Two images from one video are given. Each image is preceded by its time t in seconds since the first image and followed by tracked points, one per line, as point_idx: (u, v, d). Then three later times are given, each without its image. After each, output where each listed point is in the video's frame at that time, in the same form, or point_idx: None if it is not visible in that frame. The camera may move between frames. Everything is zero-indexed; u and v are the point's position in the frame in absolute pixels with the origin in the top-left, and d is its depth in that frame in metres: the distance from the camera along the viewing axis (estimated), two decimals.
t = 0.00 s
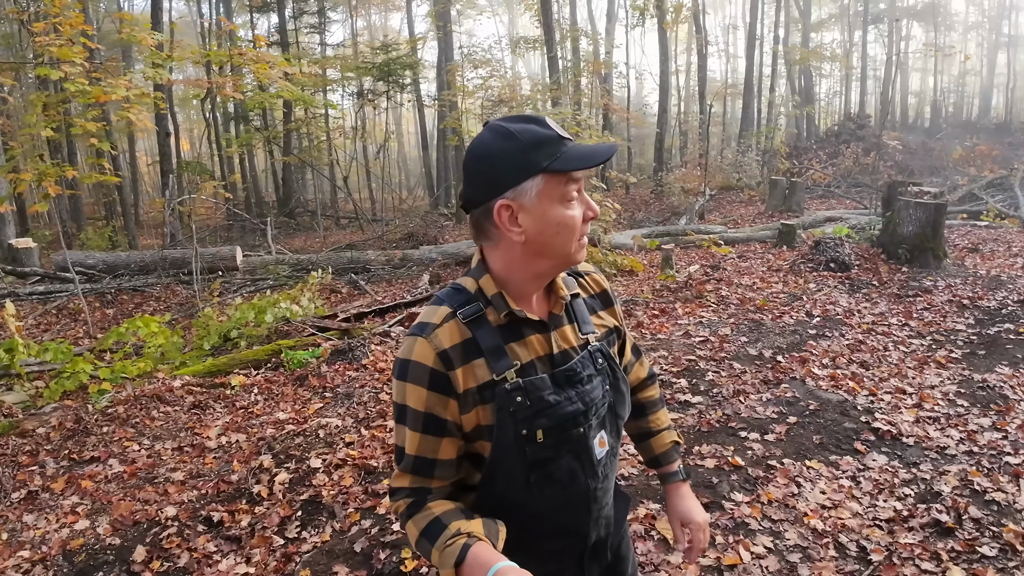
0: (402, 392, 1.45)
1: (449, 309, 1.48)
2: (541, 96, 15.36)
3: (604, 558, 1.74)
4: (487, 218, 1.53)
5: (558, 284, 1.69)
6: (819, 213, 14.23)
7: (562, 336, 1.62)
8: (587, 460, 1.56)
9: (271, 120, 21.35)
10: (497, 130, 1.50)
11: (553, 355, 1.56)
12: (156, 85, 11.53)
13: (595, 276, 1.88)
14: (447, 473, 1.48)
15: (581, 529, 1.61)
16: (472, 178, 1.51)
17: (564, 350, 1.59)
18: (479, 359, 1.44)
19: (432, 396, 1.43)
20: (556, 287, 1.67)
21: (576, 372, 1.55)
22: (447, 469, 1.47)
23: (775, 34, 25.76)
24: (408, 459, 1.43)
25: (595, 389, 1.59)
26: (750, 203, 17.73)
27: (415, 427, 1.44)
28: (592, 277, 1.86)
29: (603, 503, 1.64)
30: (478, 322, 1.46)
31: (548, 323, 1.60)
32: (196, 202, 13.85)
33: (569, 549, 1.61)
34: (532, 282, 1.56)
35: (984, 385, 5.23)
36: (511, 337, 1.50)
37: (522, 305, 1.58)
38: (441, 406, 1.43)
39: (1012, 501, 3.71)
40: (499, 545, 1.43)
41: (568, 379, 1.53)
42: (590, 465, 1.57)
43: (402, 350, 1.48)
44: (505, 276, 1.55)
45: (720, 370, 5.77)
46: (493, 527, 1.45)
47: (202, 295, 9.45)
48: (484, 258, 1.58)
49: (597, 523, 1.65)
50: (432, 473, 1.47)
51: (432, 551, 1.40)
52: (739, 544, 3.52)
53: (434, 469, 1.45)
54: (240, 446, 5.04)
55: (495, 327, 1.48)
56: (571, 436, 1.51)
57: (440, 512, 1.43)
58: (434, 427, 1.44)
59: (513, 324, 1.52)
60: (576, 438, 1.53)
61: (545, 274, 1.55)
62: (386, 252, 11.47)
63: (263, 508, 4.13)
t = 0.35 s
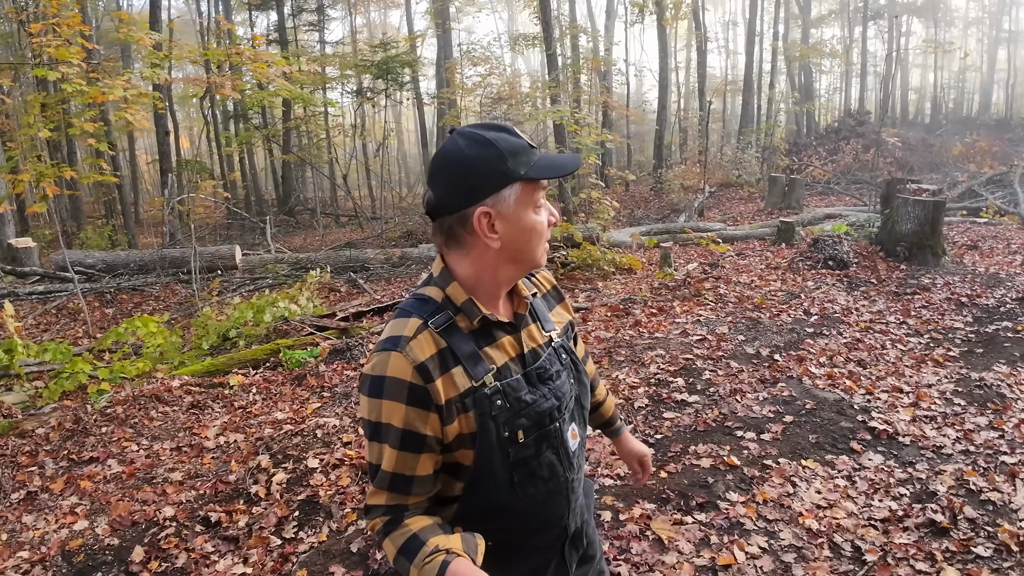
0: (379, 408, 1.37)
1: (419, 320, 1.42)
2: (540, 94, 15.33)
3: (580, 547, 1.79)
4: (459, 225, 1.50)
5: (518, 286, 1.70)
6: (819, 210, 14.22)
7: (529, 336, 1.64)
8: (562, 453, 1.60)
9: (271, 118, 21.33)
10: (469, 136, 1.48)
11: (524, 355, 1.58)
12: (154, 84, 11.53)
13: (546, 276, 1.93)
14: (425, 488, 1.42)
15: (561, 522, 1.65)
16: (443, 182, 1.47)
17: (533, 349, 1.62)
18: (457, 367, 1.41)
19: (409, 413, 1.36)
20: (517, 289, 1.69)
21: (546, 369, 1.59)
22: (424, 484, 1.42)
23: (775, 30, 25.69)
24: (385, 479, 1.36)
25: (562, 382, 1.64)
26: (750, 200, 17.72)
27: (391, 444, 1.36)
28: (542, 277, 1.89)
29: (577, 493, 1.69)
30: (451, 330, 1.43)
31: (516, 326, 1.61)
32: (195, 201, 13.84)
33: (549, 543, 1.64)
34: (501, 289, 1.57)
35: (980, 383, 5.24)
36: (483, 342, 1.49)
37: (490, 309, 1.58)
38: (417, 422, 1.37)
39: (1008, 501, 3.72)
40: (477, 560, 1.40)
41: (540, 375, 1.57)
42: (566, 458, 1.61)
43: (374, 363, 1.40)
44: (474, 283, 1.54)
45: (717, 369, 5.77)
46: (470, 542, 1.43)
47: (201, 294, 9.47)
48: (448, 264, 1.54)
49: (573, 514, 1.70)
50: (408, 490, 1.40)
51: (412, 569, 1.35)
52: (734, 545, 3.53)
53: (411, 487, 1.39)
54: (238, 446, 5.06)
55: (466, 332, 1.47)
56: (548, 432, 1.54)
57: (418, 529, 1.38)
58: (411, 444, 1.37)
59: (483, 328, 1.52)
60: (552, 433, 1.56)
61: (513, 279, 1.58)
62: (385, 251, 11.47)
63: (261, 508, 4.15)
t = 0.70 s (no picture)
0: (381, 413, 1.37)
1: (418, 324, 1.42)
2: (542, 89, 15.29)
3: (582, 543, 1.81)
4: (457, 227, 1.49)
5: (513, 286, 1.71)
6: (821, 206, 14.19)
7: (527, 336, 1.64)
8: (565, 453, 1.61)
9: (272, 114, 21.31)
10: (464, 138, 1.48)
11: (524, 355, 1.59)
12: (155, 81, 11.52)
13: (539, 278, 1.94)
14: (427, 492, 1.43)
15: (564, 521, 1.66)
16: (439, 185, 1.47)
17: (532, 349, 1.62)
18: (458, 370, 1.41)
19: (411, 417, 1.36)
20: (513, 290, 1.69)
21: (546, 369, 1.61)
22: (426, 488, 1.42)
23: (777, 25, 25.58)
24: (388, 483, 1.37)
25: (562, 381, 1.65)
26: (752, 195, 17.69)
27: (394, 448, 1.37)
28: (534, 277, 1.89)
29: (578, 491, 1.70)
30: (451, 333, 1.44)
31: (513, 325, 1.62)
32: (197, 198, 13.84)
33: (553, 542, 1.66)
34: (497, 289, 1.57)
35: (982, 380, 5.24)
36: (483, 344, 1.50)
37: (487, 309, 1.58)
38: (419, 426, 1.37)
39: (1009, 498, 3.73)
40: (480, 562, 1.42)
41: (541, 375, 1.58)
42: (568, 457, 1.62)
43: (375, 368, 1.40)
44: (471, 284, 1.53)
45: (719, 366, 5.78)
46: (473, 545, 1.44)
47: (204, 292, 9.49)
48: (444, 267, 1.54)
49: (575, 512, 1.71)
50: (411, 494, 1.41)
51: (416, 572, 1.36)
52: (736, 541, 3.54)
53: (414, 491, 1.39)
54: (242, 443, 5.08)
55: (466, 335, 1.47)
56: (550, 432, 1.55)
57: (421, 532, 1.39)
58: (412, 448, 1.37)
59: (482, 329, 1.52)
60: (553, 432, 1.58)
61: (507, 281, 1.58)
62: (387, 247, 11.47)
63: (265, 506, 4.17)
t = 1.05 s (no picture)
0: (401, 408, 1.39)
1: (441, 320, 1.44)
2: (544, 84, 15.27)
3: (600, 539, 1.83)
4: (476, 225, 1.51)
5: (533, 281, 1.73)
6: (823, 201, 14.18)
7: (545, 332, 1.66)
8: (583, 448, 1.63)
9: (273, 110, 21.30)
10: (483, 136, 1.50)
11: (542, 352, 1.60)
12: (157, 77, 11.53)
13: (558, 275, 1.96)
14: (446, 488, 1.44)
15: (582, 516, 1.69)
16: (457, 183, 1.49)
17: (550, 347, 1.64)
18: (479, 366, 1.44)
19: (431, 412, 1.38)
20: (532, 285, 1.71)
21: (564, 367, 1.62)
22: (444, 482, 1.44)
23: (779, 19, 25.50)
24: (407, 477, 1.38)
25: (580, 378, 1.67)
26: (754, 190, 17.68)
27: (413, 442, 1.39)
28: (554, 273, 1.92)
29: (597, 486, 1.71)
30: (471, 331, 1.46)
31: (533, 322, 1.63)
32: (199, 194, 13.82)
33: (571, 536, 1.68)
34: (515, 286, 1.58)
35: (986, 375, 5.26)
36: (501, 341, 1.52)
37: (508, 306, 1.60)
38: (438, 420, 1.39)
39: (1013, 492, 3.76)
40: (497, 557, 1.42)
41: (559, 373, 1.60)
42: (587, 453, 1.64)
43: (395, 363, 1.42)
44: (490, 281, 1.55)
45: (724, 361, 5.80)
46: (491, 539, 1.44)
47: (208, 288, 9.51)
48: (464, 265, 1.56)
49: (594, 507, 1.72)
50: (429, 489, 1.43)
51: (433, 566, 1.36)
52: (742, 535, 3.57)
53: (432, 485, 1.41)
54: (250, 438, 5.11)
55: (485, 332, 1.49)
56: (568, 427, 1.57)
57: (438, 525, 1.40)
58: (431, 442, 1.39)
59: (501, 326, 1.54)
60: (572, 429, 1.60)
61: (526, 278, 1.59)
62: (390, 243, 11.49)
63: (274, 500, 4.20)
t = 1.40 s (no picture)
0: (421, 395, 1.41)
1: (462, 310, 1.46)
2: (544, 80, 15.29)
3: (619, 534, 1.82)
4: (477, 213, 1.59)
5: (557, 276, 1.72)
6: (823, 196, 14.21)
7: (568, 325, 1.65)
8: (603, 440, 1.61)
9: (272, 107, 21.26)
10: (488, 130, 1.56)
11: (564, 345, 1.60)
12: (157, 74, 11.53)
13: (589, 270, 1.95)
14: (467, 473, 1.45)
15: (601, 510, 1.68)
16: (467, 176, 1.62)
17: (572, 340, 1.63)
18: (499, 355, 1.44)
19: (453, 397, 1.40)
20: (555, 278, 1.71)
21: (586, 360, 1.61)
22: (464, 469, 1.46)
23: (778, 15, 25.50)
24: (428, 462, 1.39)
25: (602, 372, 1.65)
26: (754, 186, 17.72)
27: (435, 429, 1.40)
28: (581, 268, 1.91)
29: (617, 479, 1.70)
30: (492, 321, 1.46)
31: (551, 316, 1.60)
32: (200, 191, 13.82)
33: (589, 529, 1.68)
34: (529, 274, 1.54)
35: (989, 369, 5.28)
36: (523, 332, 1.51)
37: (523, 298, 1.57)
38: (457, 405, 1.40)
39: (1018, 484, 3.78)
40: (518, 543, 1.41)
41: (581, 366, 1.59)
42: (607, 447, 1.63)
43: (417, 351, 1.44)
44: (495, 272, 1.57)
45: (728, 355, 5.82)
46: (512, 527, 1.43)
47: (209, 284, 9.50)
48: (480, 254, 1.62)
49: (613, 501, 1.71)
50: (450, 476, 1.44)
51: (453, 551, 1.37)
52: (750, 528, 3.59)
53: (454, 471, 1.43)
54: (255, 434, 5.11)
55: (507, 323, 1.49)
56: (589, 420, 1.56)
57: (460, 512, 1.41)
58: (452, 428, 1.41)
59: (523, 318, 1.54)
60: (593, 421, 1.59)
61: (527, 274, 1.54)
62: (391, 239, 11.49)
63: (281, 496, 4.20)
